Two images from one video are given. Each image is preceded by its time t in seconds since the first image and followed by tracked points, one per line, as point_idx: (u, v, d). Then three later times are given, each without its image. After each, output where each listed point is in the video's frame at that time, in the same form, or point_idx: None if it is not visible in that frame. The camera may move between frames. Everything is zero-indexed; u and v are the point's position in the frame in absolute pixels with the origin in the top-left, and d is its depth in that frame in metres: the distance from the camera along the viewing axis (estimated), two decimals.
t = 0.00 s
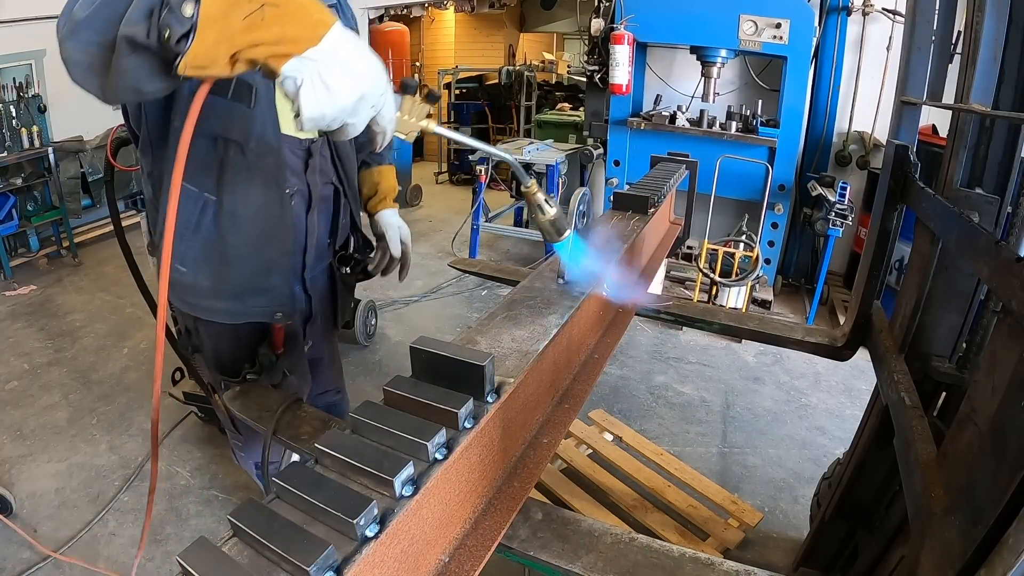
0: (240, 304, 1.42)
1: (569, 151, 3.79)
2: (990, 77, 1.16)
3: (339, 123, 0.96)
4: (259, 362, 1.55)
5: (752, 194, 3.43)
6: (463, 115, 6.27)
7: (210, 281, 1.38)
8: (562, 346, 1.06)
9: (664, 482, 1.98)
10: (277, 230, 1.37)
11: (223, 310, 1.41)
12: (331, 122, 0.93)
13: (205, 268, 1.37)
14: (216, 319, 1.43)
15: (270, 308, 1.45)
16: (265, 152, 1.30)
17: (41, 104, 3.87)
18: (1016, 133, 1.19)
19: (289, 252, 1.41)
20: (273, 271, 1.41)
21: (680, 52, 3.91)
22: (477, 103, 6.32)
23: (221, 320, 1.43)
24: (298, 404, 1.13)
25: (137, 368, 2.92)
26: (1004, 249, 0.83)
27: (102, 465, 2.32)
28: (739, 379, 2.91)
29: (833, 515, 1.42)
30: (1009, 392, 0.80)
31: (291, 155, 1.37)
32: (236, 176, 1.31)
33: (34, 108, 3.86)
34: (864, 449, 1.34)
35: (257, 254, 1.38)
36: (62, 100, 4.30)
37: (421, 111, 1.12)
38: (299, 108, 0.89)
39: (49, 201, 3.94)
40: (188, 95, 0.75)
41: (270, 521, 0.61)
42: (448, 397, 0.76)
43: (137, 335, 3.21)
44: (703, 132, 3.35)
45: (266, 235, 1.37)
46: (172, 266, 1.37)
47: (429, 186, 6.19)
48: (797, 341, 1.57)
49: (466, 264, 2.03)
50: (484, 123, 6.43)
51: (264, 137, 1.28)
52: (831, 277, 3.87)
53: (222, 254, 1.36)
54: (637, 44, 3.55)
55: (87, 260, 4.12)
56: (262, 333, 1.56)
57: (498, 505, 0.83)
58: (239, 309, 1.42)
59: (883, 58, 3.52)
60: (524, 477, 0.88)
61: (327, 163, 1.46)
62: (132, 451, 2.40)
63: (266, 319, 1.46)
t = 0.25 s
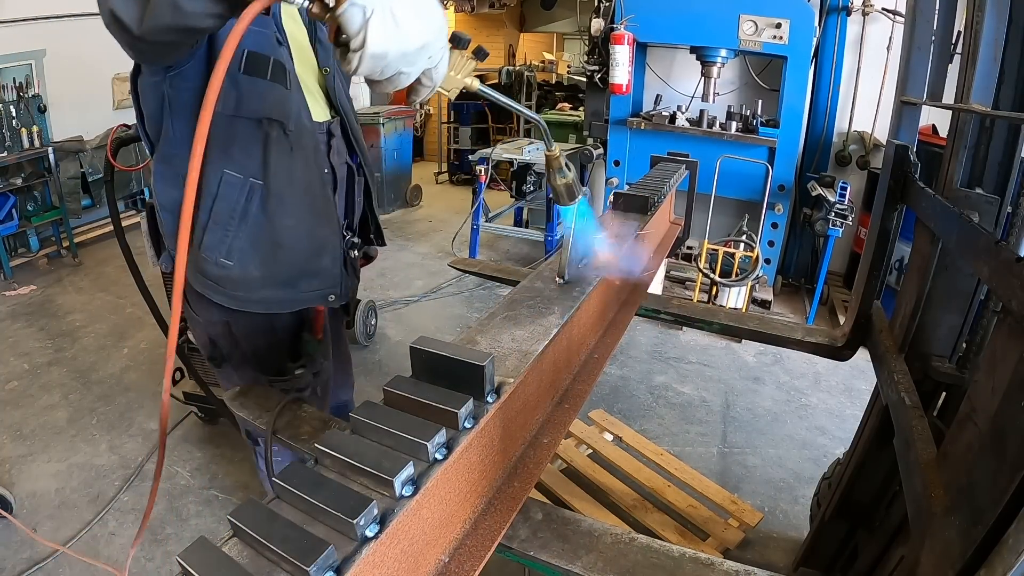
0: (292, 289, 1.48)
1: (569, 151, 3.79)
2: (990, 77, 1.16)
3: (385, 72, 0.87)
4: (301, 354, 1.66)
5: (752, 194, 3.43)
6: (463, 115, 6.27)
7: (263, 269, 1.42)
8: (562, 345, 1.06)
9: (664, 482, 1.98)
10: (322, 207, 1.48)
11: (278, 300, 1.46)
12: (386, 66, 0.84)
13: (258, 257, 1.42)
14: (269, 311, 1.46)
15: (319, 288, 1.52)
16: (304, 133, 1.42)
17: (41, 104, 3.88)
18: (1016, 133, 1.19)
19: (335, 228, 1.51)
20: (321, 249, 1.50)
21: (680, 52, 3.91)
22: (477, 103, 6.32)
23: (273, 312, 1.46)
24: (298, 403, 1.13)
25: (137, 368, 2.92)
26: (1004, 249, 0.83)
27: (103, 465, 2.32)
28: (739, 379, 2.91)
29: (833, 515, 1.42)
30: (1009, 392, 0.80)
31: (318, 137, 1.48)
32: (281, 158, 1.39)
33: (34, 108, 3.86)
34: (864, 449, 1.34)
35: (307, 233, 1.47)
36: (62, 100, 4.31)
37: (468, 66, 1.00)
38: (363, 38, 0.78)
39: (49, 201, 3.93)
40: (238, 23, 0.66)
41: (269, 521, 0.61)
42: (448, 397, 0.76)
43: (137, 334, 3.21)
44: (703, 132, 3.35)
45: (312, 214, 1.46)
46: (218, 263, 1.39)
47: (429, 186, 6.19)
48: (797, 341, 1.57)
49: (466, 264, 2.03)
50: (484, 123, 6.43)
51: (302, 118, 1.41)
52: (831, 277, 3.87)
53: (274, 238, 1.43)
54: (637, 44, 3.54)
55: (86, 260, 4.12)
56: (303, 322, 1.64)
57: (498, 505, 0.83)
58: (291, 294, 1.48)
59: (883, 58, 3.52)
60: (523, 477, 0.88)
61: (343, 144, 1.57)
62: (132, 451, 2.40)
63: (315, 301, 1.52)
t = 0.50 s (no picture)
0: (311, 290, 1.46)
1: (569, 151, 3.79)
2: (990, 77, 1.16)
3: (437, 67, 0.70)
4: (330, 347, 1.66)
5: (752, 194, 3.43)
6: (463, 115, 6.26)
7: (282, 270, 1.40)
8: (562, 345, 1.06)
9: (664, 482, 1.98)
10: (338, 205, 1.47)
11: (296, 301, 1.44)
12: (445, 56, 0.68)
13: (276, 259, 1.40)
14: (289, 313, 1.44)
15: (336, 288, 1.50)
16: (317, 131, 1.42)
17: (41, 104, 3.89)
18: (1017, 133, 1.19)
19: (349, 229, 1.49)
20: (338, 249, 1.48)
21: (680, 52, 3.91)
22: (477, 103, 6.32)
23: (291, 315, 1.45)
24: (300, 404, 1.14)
25: (137, 368, 2.92)
26: (1004, 249, 0.83)
27: (102, 465, 2.32)
28: (739, 379, 2.91)
29: (833, 515, 1.42)
30: (1009, 392, 0.80)
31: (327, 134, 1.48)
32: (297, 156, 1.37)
33: (34, 108, 3.86)
34: (864, 449, 1.34)
35: (324, 232, 1.45)
36: (61, 100, 4.31)
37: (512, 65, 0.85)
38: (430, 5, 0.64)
39: (49, 201, 3.93)
40: None
41: (270, 520, 0.61)
42: (448, 397, 0.76)
43: (137, 335, 3.21)
44: (703, 132, 3.35)
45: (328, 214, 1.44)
46: (235, 267, 1.36)
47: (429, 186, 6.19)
48: (797, 341, 1.57)
49: (466, 264, 2.03)
50: (484, 123, 6.42)
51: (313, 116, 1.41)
52: (831, 277, 3.87)
53: (292, 238, 1.41)
54: (637, 44, 3.54)
55: (86, 260, 4.12)
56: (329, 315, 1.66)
57: (498, 505, 0.83)
58: (309, 296, 1.46)
59: (883, 58, 3.52)
60: (523, 477, 0.88)
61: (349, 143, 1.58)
62: (132, 451, 2.40)
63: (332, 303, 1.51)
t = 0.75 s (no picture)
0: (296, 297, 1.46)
1: (569, 151, 3.79)
2: (991, 77, 1.16)
3: (515, 56, 0.85)
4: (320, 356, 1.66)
5: (752, 194, 3.43)
6: (463, 115, 6.26)
7: (269, 276, 1.40)
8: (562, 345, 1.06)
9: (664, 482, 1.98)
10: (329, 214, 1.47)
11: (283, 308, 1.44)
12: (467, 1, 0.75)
13: (264, 265, 1.39)
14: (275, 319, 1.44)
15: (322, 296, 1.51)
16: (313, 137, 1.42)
17: (41, 104, 3.89)
18: (1017, 133, 1.19)
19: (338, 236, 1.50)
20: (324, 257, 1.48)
21: (680, 52, 3.91)
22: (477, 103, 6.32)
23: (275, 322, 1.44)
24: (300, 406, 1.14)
25: (137, 368, 2.92)
26: (1004, 249, 0.83)
27: (103, 465, 2.32)
28: (739, 379, 2.91)
29: (833, 515, 1.42)
30: (1009, 392, 0.80)
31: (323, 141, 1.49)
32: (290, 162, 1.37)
33: (34, 108, 3.86)
34: (864, 449, 1.34)
35: (313, 239, 1.45)
36: (62, 100, 4.31)
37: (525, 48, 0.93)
38: None
39: (49, 201, 3.94)
40: None
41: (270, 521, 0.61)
42: (449, 397, 0.76)
43: (138, 335, 3.21)
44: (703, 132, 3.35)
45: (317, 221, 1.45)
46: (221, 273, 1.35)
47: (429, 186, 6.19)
48: (797, 340, 1.57)
49: (466, 264, 2.03)
50: (484, 123, 6.42)
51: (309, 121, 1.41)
52: (831, 277, 3.87)
53: (281, 244, 1.40)
54: (637, 44, 3.54)
55: (86, 260, 4.12)
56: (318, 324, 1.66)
57: (498, 505, 0.83)
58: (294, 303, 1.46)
59: (883, 58, 3.52)
60: (523, 477, 0.88)
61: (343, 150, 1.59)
62: (132, 451, 2.40)
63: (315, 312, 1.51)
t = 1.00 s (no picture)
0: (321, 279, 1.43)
1: (569, 151, 3.79)
2: (991, 77, 1.16)
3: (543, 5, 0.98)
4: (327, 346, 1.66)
5: (752, 194, 3.43)
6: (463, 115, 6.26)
7: (297, 254, 1.38)
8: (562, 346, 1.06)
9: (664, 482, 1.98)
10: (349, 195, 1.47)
11: (309, 289, 1.41)
12: None
13: (291, 245, 1.38)
14: (301, 301, 1.40)
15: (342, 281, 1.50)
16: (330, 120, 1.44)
17: (41, 104, 3.89)
18: (1017, 133, 1.19)
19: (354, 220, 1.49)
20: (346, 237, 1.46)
21: (680, 52, 3.91)
22: (477, 103, 6.32)
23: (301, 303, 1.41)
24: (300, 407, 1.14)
25: (137, 368, 2.92)
26: (1004, 249, 0.83)
27: (103, 465, 2.32)
28: (739, 379, 2.91)
29: (833, 515, 1.42)
30: (1009, 392, 0.80)
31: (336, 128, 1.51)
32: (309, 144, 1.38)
33: (34, 108, 3.86)
34: (864, 449, 1.34)
35: (335, 218, 1.44)
36: (62, 100, 4.31)
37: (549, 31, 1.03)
38: None
39: (49, 201, 3.94)
40: None
41: (269, 521, 0.61)
42: (448, 397, 0.76)
43: (138, 335, 3.21)
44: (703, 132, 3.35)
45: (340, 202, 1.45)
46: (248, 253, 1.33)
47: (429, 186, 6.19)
48: (797, 341, 1.57)
49: (466, 264, 2.03)
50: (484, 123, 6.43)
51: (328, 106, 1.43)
52: (831, 277, 3.87)
53: (305, 223, 1.39)
54: (637, 44, 3.54)
55: (86, 260, 4.13)
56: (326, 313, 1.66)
57: (498, 505, 0.83)
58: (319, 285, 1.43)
59: (883, 58, 3.53)
60: (523, 477, 0.88)
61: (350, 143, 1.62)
62: (132, 451, 2.40)
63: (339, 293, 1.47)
